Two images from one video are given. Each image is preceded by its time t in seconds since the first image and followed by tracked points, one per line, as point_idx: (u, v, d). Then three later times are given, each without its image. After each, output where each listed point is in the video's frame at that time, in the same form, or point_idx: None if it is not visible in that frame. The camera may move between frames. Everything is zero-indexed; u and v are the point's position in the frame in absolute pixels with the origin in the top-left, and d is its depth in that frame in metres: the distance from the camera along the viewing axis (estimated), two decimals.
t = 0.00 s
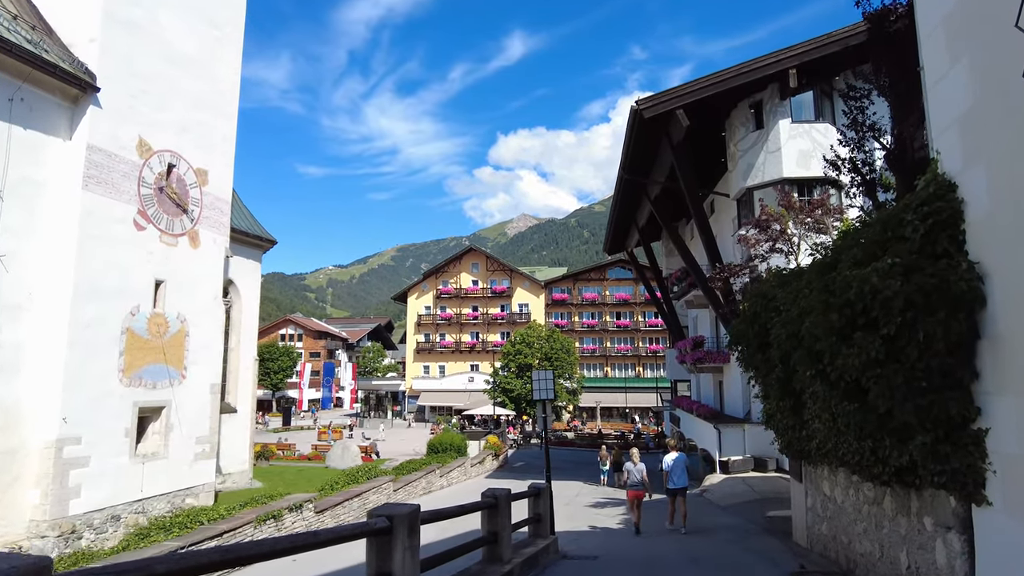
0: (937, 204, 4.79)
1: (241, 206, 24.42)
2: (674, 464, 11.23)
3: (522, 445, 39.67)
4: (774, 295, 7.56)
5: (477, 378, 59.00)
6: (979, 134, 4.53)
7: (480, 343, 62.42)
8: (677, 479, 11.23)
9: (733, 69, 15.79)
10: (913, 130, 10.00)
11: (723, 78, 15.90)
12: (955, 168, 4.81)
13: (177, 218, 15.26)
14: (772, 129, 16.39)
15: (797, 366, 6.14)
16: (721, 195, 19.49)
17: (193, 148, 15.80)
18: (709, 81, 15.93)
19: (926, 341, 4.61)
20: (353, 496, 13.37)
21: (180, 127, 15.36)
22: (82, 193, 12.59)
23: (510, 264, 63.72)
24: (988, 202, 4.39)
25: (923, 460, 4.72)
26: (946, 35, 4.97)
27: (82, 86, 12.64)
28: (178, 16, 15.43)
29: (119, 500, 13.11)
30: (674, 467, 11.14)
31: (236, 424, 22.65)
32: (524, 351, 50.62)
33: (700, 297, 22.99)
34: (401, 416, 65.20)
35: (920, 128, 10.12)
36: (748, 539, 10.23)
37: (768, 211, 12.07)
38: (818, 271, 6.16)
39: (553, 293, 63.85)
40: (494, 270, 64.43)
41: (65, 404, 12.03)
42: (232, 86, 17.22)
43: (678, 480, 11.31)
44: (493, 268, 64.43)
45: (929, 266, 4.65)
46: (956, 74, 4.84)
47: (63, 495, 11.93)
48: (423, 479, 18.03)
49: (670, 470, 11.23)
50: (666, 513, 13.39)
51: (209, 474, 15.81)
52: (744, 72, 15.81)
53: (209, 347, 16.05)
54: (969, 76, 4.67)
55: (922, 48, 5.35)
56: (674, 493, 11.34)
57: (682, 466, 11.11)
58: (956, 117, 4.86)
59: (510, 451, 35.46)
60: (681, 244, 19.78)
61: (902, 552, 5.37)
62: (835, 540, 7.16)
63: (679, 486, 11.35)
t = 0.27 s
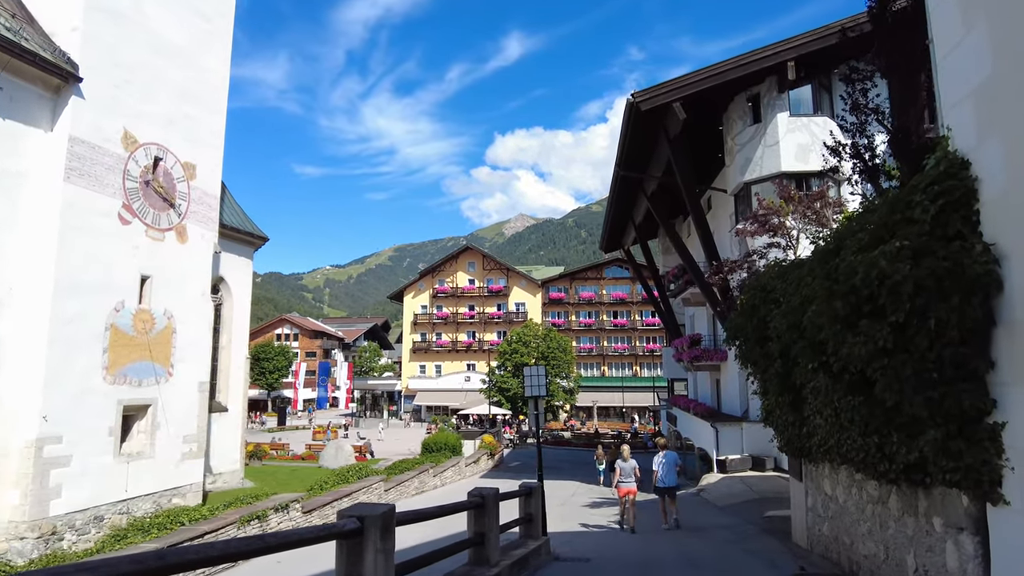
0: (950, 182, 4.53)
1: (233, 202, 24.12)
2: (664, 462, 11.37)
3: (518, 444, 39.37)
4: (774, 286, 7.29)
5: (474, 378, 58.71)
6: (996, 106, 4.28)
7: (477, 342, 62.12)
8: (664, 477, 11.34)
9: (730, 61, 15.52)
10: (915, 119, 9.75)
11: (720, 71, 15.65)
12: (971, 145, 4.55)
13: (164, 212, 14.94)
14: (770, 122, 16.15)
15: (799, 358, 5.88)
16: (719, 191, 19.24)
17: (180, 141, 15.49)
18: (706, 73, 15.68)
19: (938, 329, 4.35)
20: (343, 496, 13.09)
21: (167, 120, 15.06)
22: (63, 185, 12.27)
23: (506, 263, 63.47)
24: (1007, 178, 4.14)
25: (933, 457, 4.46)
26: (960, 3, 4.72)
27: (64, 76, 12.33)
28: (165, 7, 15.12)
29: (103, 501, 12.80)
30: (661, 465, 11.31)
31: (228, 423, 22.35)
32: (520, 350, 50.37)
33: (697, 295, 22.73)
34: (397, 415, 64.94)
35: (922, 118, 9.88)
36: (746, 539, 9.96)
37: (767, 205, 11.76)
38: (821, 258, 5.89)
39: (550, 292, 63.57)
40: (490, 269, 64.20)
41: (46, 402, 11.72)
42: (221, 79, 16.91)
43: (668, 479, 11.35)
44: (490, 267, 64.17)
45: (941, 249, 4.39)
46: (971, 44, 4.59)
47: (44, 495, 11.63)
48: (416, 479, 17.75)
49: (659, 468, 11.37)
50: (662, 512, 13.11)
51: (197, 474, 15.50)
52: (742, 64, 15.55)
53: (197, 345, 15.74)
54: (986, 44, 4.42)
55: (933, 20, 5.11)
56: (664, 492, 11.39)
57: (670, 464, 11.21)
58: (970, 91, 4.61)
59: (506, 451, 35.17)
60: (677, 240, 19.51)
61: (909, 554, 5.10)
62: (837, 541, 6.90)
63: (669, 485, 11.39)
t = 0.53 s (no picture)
0: (965, 163, 4.26)
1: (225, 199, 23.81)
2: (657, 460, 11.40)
3: (515, 445, 39.04)
4: (775, 279, 7.03)
5: (471, 378, 58.42)
6: (1016, 79, 4.03)
7: (474, 342, 61.85)
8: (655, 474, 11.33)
9: (728, 55, 15.26)
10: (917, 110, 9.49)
11: (717, 65, 15.39)
12: (987, 123, 4.29)
13: (152, 207, 14.64)
14: (769, 117, 15.90)
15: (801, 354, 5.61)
16: (717, 187, 18.97)
17: (168, 135, 15.19)
18: (703, 67, 15.43)
19: (953, 320, 4.10)
20: (332, 497, 12.80)
21: (154, 113, 14.77)
22: (45, 179, 11.98)
23: (503, 263, 63.22)
24: None
25: (947, 457, 4.20)
26: None
27: (46, 66, 12.03)
28: None
29: (87, 502, 12.49)
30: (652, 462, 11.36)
31: (219, 424, 22.02)
32: (517, 349, 50.12)
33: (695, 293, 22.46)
34: (394, 416, 64.64)
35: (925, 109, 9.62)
36: (745, 542, 9.67)
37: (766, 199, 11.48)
38: (825, 248, 5.63)
39: (547, 292, 63.27)
40: (487, 269, 63.95)
41: (27, 401, 11.43)
42: (209, 72, 16.62)
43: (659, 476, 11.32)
44: (486, 267, 63.88)
45: (957, 234, 4.13)
46: (988, 15, 4.34)
47: (25, 496, 11.32)
48: (409, 480, 17.45)
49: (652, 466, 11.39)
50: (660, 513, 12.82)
51: (186, 475, 15.20)
52: (740, 58, 15.28)
53: (185, 343, 15.44)
54: (1003, 13, 4.17)
55: None
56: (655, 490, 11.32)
57: (662, 460, 11.24)
58: (986, 65, 4.37)
59: (503, 451, 34.90)
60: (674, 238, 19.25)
61: (919, 560, 4.84)
62: (841, 545, 6.63)
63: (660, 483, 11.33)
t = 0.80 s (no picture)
0: (986, 134, 4.11)
1: (218, 195, 23.49)
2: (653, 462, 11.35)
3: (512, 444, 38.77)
4: (776, 269, 6.76)
5: (468, 376, 58.14)
6: None
7: (471, 341, 61.55)
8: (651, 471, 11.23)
9: (727, 46, 14.98)
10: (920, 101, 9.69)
11: (716, 57, 15.12)
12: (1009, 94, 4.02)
13: (140, 200, 14.32)
14: (768, 109, 15.64)
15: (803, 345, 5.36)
16: (715, 182, 18.70)
17: (157, 127, 14.87)
18: (701, 59, 15.15)
19: (975, 304, 3.83)
20: (322, 496, 12.52)
21: (142, 105, 14.45)
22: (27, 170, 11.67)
23: (501, 261, 62.93)
24: None
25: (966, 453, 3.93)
26: None
27: (28, 55, 11.72)
28: None
29: (70, 501, 12.21)
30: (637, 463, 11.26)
31: (211, 422, 21.73)
32: (515, 347, 49.84)
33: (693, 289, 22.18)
34: (391, 414, 64.37)
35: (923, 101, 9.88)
36: (744, 543, 9.40)
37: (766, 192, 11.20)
38: (829, 234, 5.39)
39: (545, 290, 62.99)
40: (485, 267, 63.67)
41: (7, 397, 11.13)
42: (199, 64, 16.30)
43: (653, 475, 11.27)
44: (484, 265, 63.62)
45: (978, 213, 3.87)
46: None
47: (5, 495, 11.02)
48: (403, 479, 17.17)
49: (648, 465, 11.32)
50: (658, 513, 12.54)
51: (174, 474, 14.90)
52: (739, 49, 15.00)
53: (174, 338, 15.15)
54: None
55: None
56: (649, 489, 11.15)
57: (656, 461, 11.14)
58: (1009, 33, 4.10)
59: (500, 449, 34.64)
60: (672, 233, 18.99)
61: (932, 562, 4.57)
62: (843, 546, 6.38)
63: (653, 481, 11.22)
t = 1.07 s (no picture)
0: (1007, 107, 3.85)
1: (209, 190, 23.14)
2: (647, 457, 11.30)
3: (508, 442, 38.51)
4: (777, 259, 6.49)
5: (465, 375, 57.85)
6: None
7: (468, 339, 61.27)
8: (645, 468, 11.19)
9: (724, 38, 14.70)
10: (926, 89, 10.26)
11: (713, 49, 14.84)
12: None
13: (126, 193, 14.01)
14: (767, 102, 15.37)
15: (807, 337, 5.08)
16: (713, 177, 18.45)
17: (144, 118, 14.54)
18: (698, 51, 14.88)
19: (997, 287, 3.57)
20: (311, 496, 12.23)
21: (129, 96, 14.13)
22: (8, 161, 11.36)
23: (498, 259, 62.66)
24: None
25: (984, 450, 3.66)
26: None
27: (9, 43, 11.39)
28: None
29: (52, 501, 11.90)
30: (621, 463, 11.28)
31: (202, 420, 21.42)
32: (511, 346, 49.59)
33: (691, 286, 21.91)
34: (387, 413, 64.05)
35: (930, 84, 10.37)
36: (743, 545, 9.12)
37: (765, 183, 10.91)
38: (835, 219, 5.12)
39: (542, 288, 62.73)
40: (482, 265, 63.39)
41: None
42: (188, 55, 15.98)
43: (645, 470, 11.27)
44: (481, 263, 63.34)
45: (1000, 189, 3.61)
46: None
47: None
48: (395, 478, 16.88)
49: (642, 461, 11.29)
50: (654, 513, 12.26)
51: (161, 473, 14.58)
52: (737, 41, 14.72)
53: (161, 335, 14.84)
54: None
55: None
56: (642, 486, 11.13)
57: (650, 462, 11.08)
58: None
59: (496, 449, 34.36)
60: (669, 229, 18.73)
61: (944, 567, 4.30)
62: (846, 549, 6.11)
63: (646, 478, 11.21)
